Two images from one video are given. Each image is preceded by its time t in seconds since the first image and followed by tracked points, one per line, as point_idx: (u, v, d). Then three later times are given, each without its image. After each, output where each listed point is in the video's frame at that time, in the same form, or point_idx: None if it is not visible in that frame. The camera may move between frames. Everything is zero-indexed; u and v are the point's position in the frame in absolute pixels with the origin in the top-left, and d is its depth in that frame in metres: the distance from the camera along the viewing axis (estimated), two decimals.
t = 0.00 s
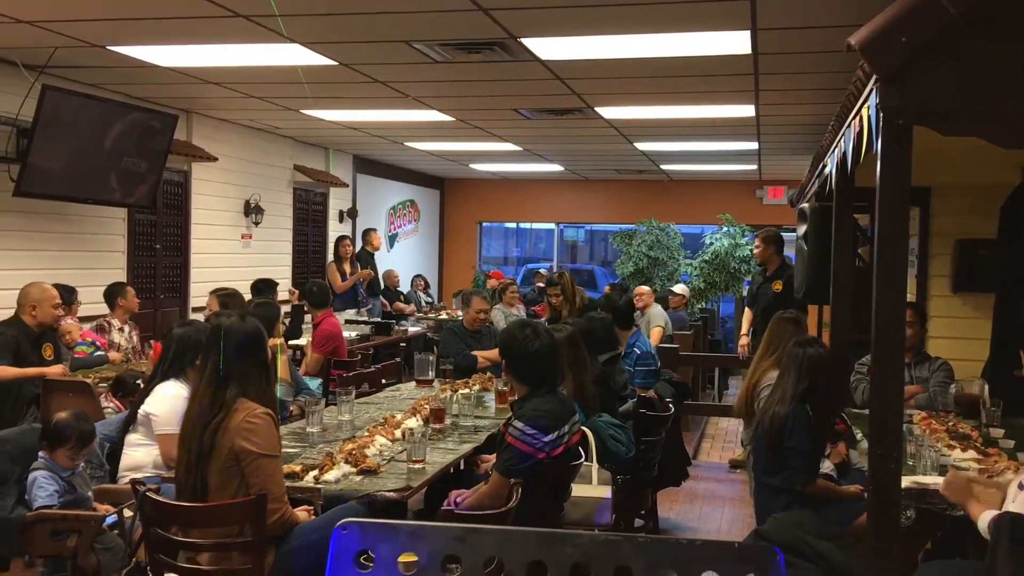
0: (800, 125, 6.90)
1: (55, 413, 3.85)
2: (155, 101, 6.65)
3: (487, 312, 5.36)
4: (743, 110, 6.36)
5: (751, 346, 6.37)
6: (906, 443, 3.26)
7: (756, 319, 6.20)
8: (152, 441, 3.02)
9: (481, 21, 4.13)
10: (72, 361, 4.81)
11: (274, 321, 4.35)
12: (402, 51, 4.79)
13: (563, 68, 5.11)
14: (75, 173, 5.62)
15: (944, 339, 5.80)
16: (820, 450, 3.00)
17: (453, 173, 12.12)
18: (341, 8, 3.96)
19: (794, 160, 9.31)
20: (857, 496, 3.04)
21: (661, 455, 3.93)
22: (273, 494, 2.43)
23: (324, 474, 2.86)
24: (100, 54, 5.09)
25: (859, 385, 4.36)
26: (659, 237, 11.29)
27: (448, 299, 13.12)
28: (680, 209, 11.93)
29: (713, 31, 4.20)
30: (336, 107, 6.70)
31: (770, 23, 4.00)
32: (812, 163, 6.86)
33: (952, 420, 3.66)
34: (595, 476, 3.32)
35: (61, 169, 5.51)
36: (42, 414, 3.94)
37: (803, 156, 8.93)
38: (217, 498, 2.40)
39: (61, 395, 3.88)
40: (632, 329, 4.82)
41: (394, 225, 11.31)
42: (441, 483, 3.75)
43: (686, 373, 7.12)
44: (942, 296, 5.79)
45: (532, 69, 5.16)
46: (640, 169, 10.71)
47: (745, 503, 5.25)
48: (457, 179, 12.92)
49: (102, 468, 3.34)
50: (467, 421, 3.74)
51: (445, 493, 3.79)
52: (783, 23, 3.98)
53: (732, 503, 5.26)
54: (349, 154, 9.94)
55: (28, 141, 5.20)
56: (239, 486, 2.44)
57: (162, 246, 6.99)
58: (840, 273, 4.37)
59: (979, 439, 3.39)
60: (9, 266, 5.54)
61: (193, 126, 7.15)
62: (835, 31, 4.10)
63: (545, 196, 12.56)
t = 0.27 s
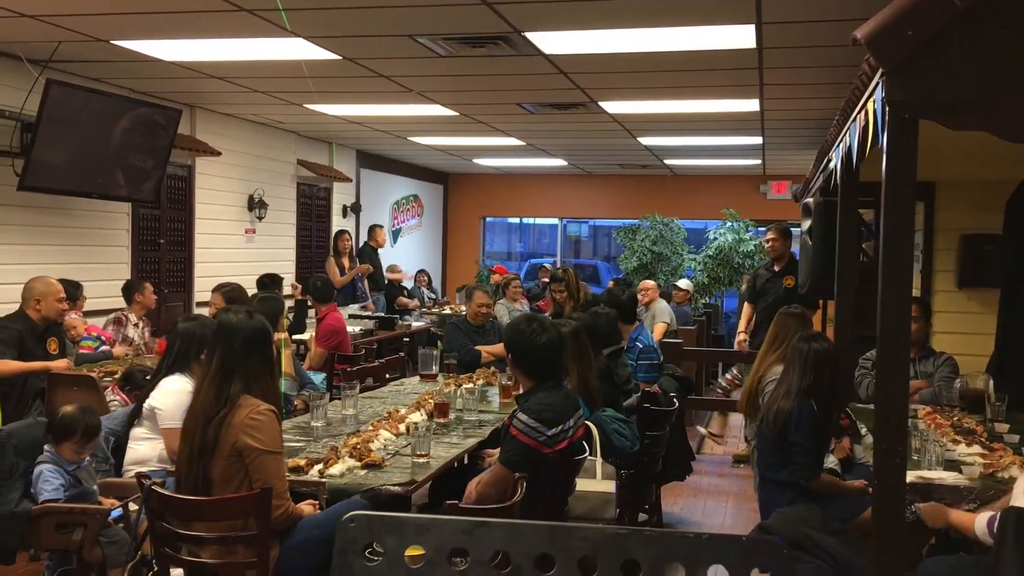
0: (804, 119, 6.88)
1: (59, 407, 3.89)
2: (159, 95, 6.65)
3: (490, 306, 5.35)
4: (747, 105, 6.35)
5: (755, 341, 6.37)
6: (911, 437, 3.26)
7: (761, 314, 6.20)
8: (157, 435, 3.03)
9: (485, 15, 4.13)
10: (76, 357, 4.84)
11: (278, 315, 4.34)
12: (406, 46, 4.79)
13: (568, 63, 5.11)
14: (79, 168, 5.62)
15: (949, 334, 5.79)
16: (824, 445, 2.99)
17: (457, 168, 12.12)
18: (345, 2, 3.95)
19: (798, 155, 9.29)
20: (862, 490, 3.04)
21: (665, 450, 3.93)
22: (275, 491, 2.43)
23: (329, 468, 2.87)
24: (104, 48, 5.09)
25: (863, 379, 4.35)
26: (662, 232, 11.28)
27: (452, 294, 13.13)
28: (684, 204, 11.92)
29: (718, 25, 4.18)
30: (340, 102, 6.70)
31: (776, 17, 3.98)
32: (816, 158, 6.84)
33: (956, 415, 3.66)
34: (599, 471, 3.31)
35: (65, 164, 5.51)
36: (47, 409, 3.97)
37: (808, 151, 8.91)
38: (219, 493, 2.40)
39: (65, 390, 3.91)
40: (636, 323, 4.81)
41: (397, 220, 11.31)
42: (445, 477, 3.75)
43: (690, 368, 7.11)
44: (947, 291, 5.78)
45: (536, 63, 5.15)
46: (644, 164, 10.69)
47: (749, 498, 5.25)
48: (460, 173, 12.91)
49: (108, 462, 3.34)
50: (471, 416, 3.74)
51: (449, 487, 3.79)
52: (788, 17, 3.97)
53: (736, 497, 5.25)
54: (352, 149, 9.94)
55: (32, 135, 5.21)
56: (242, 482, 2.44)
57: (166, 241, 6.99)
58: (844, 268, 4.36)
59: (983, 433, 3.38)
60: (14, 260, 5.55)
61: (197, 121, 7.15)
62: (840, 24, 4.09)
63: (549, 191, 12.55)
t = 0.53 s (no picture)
0: (806, 114, 6.87)
1: (62, 402, 3.89)
2: (161, 90, 6.64)
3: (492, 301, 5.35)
4: (749, 100, 6.34)
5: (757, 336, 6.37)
6: (913, 432, 3.25)
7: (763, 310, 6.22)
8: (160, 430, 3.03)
9: (487, 10, 4.12)
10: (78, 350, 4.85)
11: (279, 310, 4.35)
12: (409, 41, 4.79)
13: (570, 58, 5.10)
14: (81, 163, 5.62)
15: (952, 329, 5.79)
16: (826, 440, 2.99)
17: (459, 163, 12.11)
18: None
19: (801, 150, 9.28)
20: (863, 486, 3.04)
21: (668, 445, 3.94)
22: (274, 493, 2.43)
23: (331, 462, 2.87)
24: (107, 43, 5.09)
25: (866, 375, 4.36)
26: (664, 227, 11.28)
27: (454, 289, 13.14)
28: (686, 199, 11.91)
29: (720, 20, 4.18)
30: (342, 97, 6.69)
31: (778, 12, 3.97)
32: (819, 153, 6.83)
33: (958, 410, 3.66)
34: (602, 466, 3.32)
35: (67, 159, 5.51)
36: (49, 403, 3.97)
37: (811, 146, 8.90)
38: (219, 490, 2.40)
39: (67, 385, 3.91)
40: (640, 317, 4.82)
41: (399, 215, 11.31)
42: (447, 472, 3.75)
43: (692, 362, 7.12)
44: (949, 286, 5.78)
45: (538, 58, 5.15)
46: (645, 159, 10.69)
47: (751, 493, 5.25)
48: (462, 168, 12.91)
49: (110, 457, 3.35)
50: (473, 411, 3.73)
51: (451, 482, 3.80)
52: (791, 11, 3.96)
53: (738, 493, 5.26)
54: (354, 144, 9.93)
55: (34, 130, 5.21)
56: (241, 482, 2.44)
57: (168, 236, 7.00)
58: (847, 263, 4.35)
59: (986, 429, 3.38)
60: (16, 256, 5.55)
61: (199, 116, 7.14)
62: (843, 19, 4.08)
63: (551, 186, 12.55)
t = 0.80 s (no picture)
0: (810, 111, 6.86)
1: (66, 397, 3.88)
2: (164, 87, 6.64)
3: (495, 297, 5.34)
4: (752, 96, 6.33)
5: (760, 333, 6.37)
6: (916, 428, 3.26)
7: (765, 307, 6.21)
8: (164, 426, 3.03)
9: (491, 6, 4.12)
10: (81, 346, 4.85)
11: (283, 306, 4.36)
12: (412, 37, 4.78)
13: (574, 54, 5.09)
14: (85, 160, 5.63)
15: (955, 326, 5.79)
16: (829, 436, 2.99)
17: (461, 160, 12.10)
18: None
19: (803, 147, 9.27)
20: (867, 482, 3.04)
21: (671, 441, 3.94)
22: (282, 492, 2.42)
23: (335, 458, 2.88)
24: (109, 40, 5.09)
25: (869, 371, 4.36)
26: (667, 223, 11.27)
27: (456, 286, 13.14)
28: (688, 195, 11.91)
29: (724, 16, 4.17)
30: (345, 94, 6.69)
31: (783, 7, 3.96)
32: (822, 149, 6.81)
33: (962, 406, 3.66)
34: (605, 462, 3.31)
35: (70, 156, 5.51)
36: (53, 399, 3.96)
37: (814, 143, 8.90)
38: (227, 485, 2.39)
39: (71, 380, 3.90)
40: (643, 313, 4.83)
41: (401, 212, 11.30)
42: (451, 468, 3.76)
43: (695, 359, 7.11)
44: (952, 283, 5.78)
45: (541, 55, 5.14)
46: (648, 156, 10.68)
47: (753, 490, 5.25)
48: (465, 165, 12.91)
49: (114, 453, 3.36)
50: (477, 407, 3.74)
51: (453, 478, 3.81)
52: (795, 7, 3.95)
53: (741, 489, 5.26)
54: (357, 141, 9.93)
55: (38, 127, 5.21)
56: (251, 479, 2.43)
57: (170, 232, 7.00)
58: (850, 260, 4.35)
59: (990, 425, 3.38)
60: (20, 252, 5.55)
61: (202, 113, 7.14)
62: (847, 15, 4.07)
63: (554, 183, 12.54)
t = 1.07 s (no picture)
0: (816, 107, 6.85)
1: (74, 395, 3.90)
2: (170, 84, 6.65)
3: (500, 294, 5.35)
4: (758, 93, 6.32)
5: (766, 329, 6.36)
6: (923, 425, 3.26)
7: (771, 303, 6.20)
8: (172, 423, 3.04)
9: (497, 3, 4.12)
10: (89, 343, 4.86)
11: (288, 303, 4.37)
12: (418, 34, 4.79)
13: (580, 51, 5.09)
14: (92, 158, 5.65)
15: (962, 322, 5.78)
16: (837, 433, 2.99)
17: (466, 157, 12.10)
18: None
19: (809, 143, 9.26)
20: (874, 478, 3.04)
21: (677, 438, 3.94)
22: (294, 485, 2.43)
23: (342, 455, 2.88)
24: (116, 38, 5.10)
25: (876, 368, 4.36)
26: (672, 220, 11.27)
27: (461, 283, 13.14)
28: (694, 192, 11.90)
29: (730, 12, 4.17)
30: (351, 91, 6.69)
31: (789, 4, 3.96)
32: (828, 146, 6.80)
33: (969, 403, 3.66)
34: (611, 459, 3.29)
35: (77, 154, 5.53)
36: (61, 396, 3.98)
37: (820, 140, 8.88)
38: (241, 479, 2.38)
39: (80, 377, 3.91)
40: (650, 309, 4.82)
41: (407, 209, 11.30)
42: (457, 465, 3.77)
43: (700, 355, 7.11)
44: (959, 279, 5.77)
45: (547, 51, 5.14)
46: (653, 153, 10.67)
47: (759, 487, 5.25)
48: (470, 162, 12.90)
49: (122, 449, 3.37)
50: (483, 404, 3.74)
51: (460, 474, 3.82)
52: (801, 3, 3.95)
53: (747, 486, 5.26)
54: (362, 138, 9.94)
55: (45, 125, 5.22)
56: (264, 472, 2.43)
57: (177, 230, 7.01)
58: (857, 256, 4.35)
59: (997, 422, 3.37)
60: (27, 250, 5.57)
61: (208, 110, 7.15)
62: (854, 11, 4.06)
63: (559, 180, 12.53)
